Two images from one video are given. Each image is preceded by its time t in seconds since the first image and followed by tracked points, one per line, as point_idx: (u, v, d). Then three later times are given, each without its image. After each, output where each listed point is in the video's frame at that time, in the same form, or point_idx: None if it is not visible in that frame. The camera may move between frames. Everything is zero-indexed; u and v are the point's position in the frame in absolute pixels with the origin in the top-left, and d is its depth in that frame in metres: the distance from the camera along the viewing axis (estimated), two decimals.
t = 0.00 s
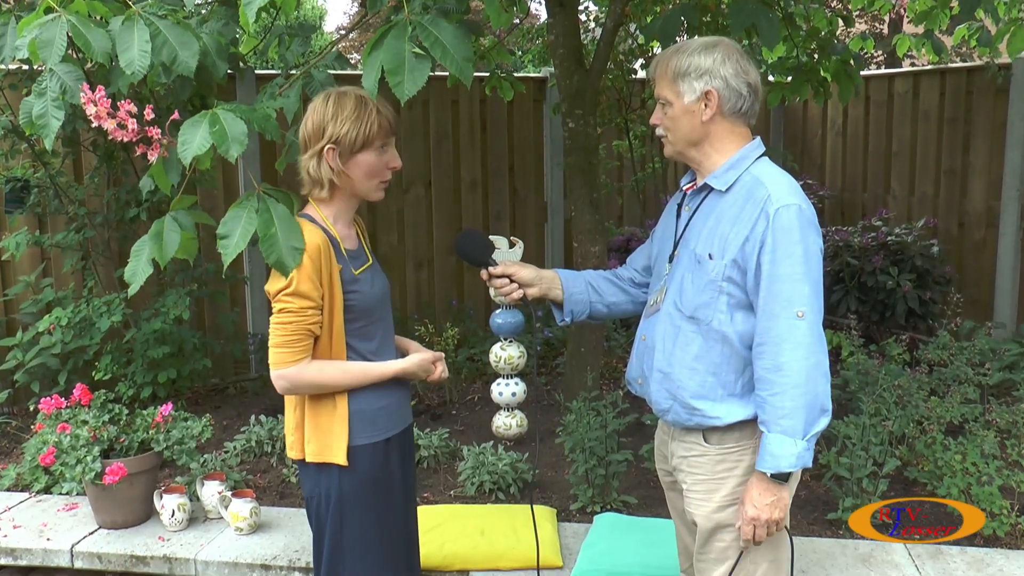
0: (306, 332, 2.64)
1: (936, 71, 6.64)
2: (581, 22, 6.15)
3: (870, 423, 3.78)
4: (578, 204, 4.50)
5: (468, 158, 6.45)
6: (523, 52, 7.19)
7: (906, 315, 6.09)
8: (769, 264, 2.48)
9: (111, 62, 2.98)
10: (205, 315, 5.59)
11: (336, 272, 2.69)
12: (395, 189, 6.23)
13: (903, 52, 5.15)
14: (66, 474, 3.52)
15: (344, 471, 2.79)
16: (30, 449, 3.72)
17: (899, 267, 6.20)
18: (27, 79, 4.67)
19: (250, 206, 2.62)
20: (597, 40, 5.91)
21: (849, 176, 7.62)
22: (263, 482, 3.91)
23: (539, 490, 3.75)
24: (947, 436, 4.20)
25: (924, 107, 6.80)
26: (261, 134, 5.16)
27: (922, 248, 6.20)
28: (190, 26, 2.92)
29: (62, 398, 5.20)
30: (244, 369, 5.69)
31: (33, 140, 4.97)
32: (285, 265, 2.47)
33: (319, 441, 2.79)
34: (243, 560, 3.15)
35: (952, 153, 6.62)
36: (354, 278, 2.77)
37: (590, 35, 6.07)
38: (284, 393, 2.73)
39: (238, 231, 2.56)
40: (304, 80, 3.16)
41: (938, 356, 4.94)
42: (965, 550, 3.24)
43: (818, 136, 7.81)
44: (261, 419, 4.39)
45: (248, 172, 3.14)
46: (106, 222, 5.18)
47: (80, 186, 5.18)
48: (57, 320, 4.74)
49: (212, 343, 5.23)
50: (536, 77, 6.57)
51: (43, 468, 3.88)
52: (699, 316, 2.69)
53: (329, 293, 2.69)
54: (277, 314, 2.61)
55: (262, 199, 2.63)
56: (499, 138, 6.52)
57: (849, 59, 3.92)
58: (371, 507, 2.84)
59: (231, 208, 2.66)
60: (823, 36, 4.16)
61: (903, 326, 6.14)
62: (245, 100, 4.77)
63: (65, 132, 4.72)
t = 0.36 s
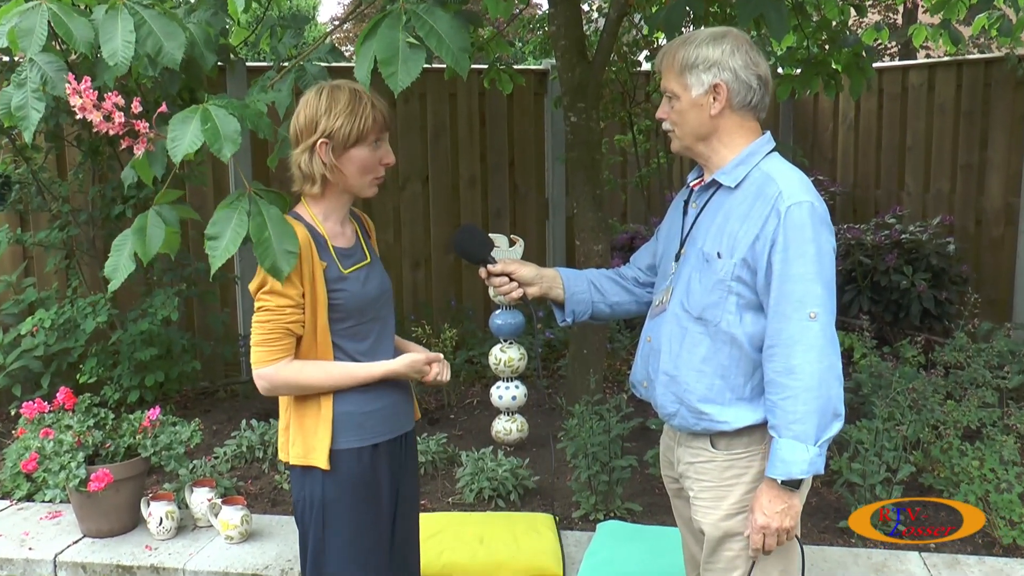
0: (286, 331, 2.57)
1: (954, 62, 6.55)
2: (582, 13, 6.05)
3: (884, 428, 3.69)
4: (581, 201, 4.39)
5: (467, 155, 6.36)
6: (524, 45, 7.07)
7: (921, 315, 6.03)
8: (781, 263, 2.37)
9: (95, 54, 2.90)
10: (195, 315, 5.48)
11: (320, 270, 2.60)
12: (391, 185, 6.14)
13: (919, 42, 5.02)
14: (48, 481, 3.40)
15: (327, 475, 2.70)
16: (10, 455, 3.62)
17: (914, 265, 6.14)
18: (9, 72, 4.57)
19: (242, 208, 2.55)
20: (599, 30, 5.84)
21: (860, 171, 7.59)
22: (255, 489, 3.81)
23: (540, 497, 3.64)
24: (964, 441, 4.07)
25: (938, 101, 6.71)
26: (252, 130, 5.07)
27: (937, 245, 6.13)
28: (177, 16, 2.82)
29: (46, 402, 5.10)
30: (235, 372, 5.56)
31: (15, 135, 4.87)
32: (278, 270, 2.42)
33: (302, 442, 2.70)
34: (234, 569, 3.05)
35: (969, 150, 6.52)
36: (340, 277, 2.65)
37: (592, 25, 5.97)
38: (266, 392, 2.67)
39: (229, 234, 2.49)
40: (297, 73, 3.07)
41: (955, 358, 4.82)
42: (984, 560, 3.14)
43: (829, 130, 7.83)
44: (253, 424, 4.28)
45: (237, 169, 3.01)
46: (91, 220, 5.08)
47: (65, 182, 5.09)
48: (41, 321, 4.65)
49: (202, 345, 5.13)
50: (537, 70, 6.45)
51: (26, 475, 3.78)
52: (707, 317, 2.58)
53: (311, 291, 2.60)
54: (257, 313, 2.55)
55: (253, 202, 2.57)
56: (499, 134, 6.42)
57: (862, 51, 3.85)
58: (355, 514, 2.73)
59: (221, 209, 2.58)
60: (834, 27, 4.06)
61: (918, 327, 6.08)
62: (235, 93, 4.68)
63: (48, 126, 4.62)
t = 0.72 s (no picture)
0: (281, 338, 2.44)
1: (978, 51, 6.41)
2: None
3: (902, 434, 3.59)
4: (585, 197, 4.25)
5: (467, 149, 6.23)
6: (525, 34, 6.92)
7: (943, 316, 5.92)
8: (791, 263, 2.24)
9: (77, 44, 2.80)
10: (180, 316, 5.34)
11: (314, 271, 2.46)
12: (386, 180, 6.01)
13: (940, 29, 4.88)
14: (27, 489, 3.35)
15: (326, 483, 2.56)
16: None
17: (935, 264, 6.02)
18: None
19: (229, 204, 2.41)
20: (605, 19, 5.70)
21: (879, 166, 7.44)
22: (245, 499, 3.70)
23: (543, 507, 3.51)
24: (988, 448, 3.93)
25: (961, 91, 6.57)
26: (241, 123, 4.97)
27: (960, 244, 6.01)
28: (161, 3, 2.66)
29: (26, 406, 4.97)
30: (223, 376, 5.42)
31: None
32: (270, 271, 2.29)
33: (301, 450, 2.57)
34: None
35: (993, 144, 6.37)
36: (336, 278, 2.51)
37: (598, 13, 5.84)
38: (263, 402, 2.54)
39: (215, 232, 2.35)
40: (288, 63, 2.94)
41: (979, 362, 4.69)
42: (1011, 574, 3.01)
43: (846, 122, 7.69)
44: (243, 430, 4.15)
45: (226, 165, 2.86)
46: (72, 217, 4.97)
47: (44, 177, 4.96)
48: (18, 321, 4.52)
49: (189, 347, 5.01)
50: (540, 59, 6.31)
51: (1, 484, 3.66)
52: (714, 319, 2.44)
53: (307, 294, 2.46)
54: (251, 320, 2.42)
55: (241, 197, 2.43)
56: (500, 131, 6.29)
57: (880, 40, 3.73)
58: (356, 524, 2.59)
59: (207, 207, 2.44)
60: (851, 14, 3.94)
61: (940, 329, 5.98)
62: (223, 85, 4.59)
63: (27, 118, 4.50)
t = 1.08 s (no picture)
0: (282, 352, 2.32)
1: (1004, 39, 6.18)
2: None
3: (924, 441, 3.46)
4: (591, 193, 4.12)
5: (467, 143, 6.09)
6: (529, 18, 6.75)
7: (967, 317, 5.85)
8: (804, 261, 2.12)
9: (58, 35, 2.64)
10: (166, 317, 5.19)
11: (317, 279, 2.35)
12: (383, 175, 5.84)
13: (964, 14, 4.72)
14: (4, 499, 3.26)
15: (332, 496, 2.44)
16: None
17: (958, 263, 5.96)
18: None
19: (216, 196, 2.32)
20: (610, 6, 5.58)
21: (899, 160, 7.30)
22: (233, 508, 3.62)
23: (546, 517, 3.38)
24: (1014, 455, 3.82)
25: (986, 82, 6.39)
26: (230, 115, 4.88)
27: (985, 242, 5.88)
28: None
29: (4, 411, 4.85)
30: (210, 381, 5.33)
31: None
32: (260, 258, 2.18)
33: (303, 464, 2.44)
34: None
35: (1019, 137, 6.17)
36: (340, 283, 2.42)
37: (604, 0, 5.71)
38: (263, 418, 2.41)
39: (201, 224, 2.27)
40: (279, 53, 2.79)
41: (1005, 365, 4.56)
42: None
43: (864, 114, 7.56)
44: (232, 437, 4.04)
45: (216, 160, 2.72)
46: (51, 213, 4.86)
47: (22, 172, 4.83)
48: None
49: (175, 350, 4.91)
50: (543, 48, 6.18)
51: None
52: (724, 321, 2.32)
53: (311, 305, 2.35)
54: (251, 334, 2.29)
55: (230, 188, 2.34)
56: (501, 125, 6.16)
57: (902, 27, 3.60)
58: (359, 535, 2.48)
59: (195, 199, 2.36)
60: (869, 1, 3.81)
61: (963, 330, 5.94)
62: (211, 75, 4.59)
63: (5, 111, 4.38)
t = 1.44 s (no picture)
0: (280, 364, 2.20)
1: None
2: None
3: (947, 448, 3.32)
4: (596, 188, 3.99)
5: (466, 133, 5.96)
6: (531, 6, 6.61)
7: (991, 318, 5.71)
8: (809, 258, 2.09)
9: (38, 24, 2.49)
10: (151, 319, 5.06)
11: (312, 285, 2.25)
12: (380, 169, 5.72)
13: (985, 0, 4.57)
14: None
15: (325, 508, 2.35)
16: None
17: (983, 261, 5.84)
18: None
19: (204, 189, 2.16)
20: None
21: (920, 154, 7.09)
22: (222, 518, 3.51)
23: (550, 528, 3.26)
24: None
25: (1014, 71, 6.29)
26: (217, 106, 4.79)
27: (1010, 240, 5.73)
28: None
29: None
30: (198, 385, 5.18)
31: None
32: (249, 252, 2.06)
33: (295, 476, 2.34)
34: None
35: None
36: (332, 289, 2.32)
37: None
38: (255, 433, 2.28)
39: (187, 220, 2.11)
40: (270, 42, 2.66)
41: None
42: None
43: (882, 105, 7.31)
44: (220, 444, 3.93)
45: (205, 155, 2.59)
46: (30, 210, 4.77)
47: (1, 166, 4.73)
48: None
49: (160, 353, 4.80)
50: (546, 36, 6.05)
51: None
52: (731, 324, 2.30)
53: (306, 313, 2.24)
54: (245, 345, 2.15)
55: (218, 181, 2.18)
56: (503, 117, 6.04)
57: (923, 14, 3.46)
58: (353, 548, 2.39)
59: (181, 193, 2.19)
60: None
61: (989, 332, 5.85)
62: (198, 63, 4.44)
63: None
